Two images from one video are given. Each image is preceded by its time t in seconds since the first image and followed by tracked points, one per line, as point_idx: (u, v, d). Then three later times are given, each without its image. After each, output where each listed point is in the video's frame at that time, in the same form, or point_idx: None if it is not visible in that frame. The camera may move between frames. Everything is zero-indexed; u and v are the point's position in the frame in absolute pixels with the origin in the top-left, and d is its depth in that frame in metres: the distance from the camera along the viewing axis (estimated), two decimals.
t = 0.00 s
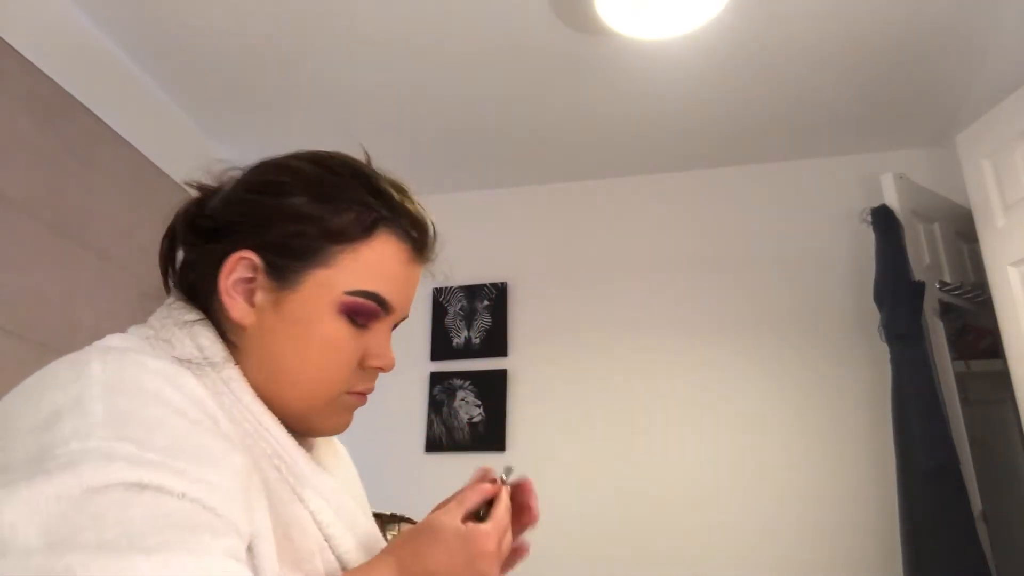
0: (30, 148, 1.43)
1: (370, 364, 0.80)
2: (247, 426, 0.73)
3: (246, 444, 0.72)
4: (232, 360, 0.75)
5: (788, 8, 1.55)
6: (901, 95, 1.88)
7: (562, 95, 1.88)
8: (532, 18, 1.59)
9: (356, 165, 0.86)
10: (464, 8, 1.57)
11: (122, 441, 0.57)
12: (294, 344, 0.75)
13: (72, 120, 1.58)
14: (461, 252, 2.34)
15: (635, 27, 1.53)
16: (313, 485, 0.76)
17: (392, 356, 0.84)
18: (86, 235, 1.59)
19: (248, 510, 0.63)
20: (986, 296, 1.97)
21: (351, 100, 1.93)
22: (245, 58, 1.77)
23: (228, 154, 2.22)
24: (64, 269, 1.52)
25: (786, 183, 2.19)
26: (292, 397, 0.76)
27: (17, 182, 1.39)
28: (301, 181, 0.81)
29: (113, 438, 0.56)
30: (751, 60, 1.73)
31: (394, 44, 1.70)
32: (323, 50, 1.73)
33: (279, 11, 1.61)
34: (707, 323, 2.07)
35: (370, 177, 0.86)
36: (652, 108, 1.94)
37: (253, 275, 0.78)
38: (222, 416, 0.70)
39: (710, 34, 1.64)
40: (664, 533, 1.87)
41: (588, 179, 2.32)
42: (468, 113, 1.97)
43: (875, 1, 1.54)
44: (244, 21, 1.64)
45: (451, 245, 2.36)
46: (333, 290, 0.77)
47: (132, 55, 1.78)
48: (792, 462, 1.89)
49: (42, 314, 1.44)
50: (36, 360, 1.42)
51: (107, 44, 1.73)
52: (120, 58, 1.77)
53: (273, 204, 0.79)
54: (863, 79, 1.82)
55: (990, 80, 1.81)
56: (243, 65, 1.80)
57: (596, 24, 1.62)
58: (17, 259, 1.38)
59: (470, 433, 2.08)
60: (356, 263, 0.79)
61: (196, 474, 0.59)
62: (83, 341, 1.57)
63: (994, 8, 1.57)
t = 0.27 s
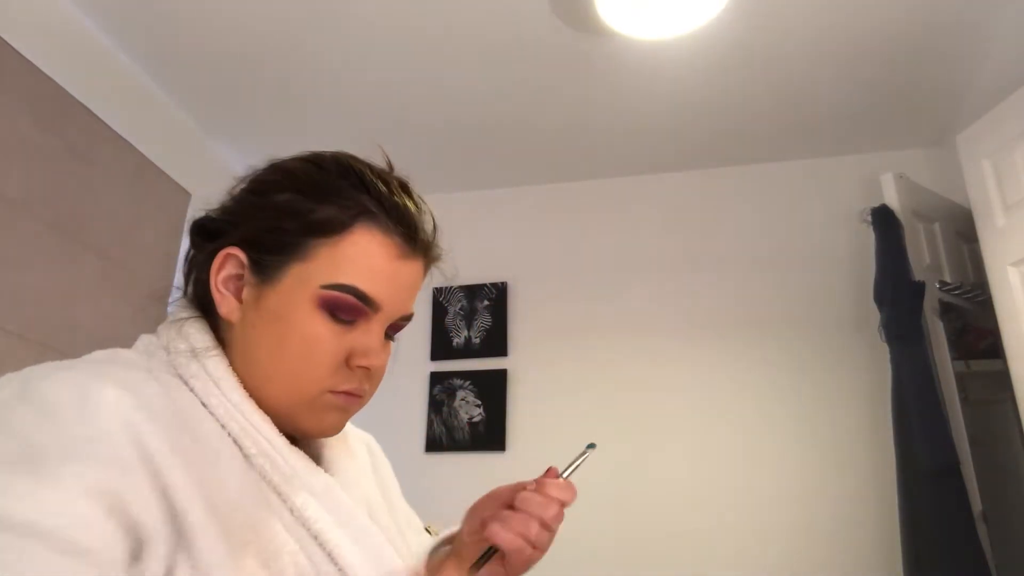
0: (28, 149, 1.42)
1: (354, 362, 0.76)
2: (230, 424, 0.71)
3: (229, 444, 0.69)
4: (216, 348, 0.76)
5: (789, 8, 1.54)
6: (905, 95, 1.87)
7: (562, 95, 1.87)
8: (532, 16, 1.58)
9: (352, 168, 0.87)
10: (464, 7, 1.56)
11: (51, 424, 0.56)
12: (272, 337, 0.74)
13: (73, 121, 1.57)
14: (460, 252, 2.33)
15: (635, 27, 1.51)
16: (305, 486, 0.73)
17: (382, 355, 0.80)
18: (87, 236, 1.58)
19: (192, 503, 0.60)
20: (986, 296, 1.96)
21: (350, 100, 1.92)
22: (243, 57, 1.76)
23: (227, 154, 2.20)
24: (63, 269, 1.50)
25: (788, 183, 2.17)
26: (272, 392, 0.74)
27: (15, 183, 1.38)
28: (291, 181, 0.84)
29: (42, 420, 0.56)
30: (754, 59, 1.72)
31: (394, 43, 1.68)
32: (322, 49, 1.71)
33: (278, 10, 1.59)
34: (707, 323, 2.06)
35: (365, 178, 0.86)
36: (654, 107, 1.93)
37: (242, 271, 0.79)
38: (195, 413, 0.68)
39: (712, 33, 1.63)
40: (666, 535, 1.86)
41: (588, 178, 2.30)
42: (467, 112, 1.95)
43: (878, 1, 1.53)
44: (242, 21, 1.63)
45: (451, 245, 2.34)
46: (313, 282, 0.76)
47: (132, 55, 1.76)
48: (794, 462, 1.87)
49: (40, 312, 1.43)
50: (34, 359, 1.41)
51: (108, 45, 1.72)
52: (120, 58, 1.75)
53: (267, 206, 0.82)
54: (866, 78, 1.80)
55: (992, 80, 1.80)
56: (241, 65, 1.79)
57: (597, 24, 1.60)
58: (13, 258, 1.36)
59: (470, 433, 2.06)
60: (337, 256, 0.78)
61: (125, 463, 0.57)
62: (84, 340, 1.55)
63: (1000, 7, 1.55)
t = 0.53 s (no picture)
0: (28, 149, 1.42)
1: (352, 354, 0.75)
2: (233, 424, 0.71)
3: (229, 446, 0.69)
4: (216, 344, 0.76)
5: (789, 9, 1.54)
6: (906, 96, 1.87)
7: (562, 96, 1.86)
8: (532, 17, 1.58)
9: (348, 164, 0.87)
10: (464, 7, 1.56)
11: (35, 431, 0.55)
12: (269, 330, 0.74)
13: (73, 121, 1.57)
14: (460, 252, 2.33)
15: (635, 27, 1.51)
16: (308, 487, 0.73)
17: (381, 347, 0.79)
18: (87, 236, 1.57)
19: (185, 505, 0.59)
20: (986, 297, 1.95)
21: (351, 101, 1.91)
22: (243, 57, 1.76)
23: (227, 155, 2.20)
24: (63, 269, 1.50)
25: (788, 184, 2.17)
26: (271, 386, 0.74)
27: (15, 183, 1.37)
28: (286, 178, 0.84)
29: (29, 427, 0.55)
30: (754, 60, 1.72)
31: (394, 43, 1.68)
32: (322, 49, 1.71)
33: (279, 10, 1.59)
34: (706, 325, 2.06)
35: (360, 173, 0.86)
36: (654, 108, 1.92)
37: (241, 268, 0.79)
38: (192, 416, 0.68)
39: (712, 34, 1.63)
40: (666, 536, 1.85)
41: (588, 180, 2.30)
42: (467, 113, 1.95)
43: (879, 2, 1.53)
44: (242, 22, 1.63)
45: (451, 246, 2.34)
46: (308, 275, 0.76)
47: (132, 55, 1.76)
48: (794, 464, 1.87)
49: (41, 313, 1.43)
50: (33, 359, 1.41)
51: (109, 46, 1.72)
52: (120, 58, 1.75)
53: (264, 204, 0.82)
54: (866, 79, 1.80)
55: (992, 81, 1.80)
56: (241, 65, 1.79)
57: (597, 24, 1.60)
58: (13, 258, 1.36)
59: (470, 434, 2.06)
60: (332, 249, 0.77)
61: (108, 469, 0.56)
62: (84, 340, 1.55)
63: (1000, 8, 1.55)
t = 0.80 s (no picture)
0: (29, 149, 1.42)
1: (353, 340, 0.76)
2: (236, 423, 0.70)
3: (233, 446, 0.69)
4: (217, 339, 0.76)
5: (789, 9, 1.54)
6: (905, 96, 1.87)
7: (562, 96, 1.87)
8: (532, 17, 1.58)
9: (337, 157, 0.88)
10: (464, 7, 1.56)
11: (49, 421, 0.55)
12: (270, 320, 0.74)
13: (73, 121, 1.57)
14: (460, 253, 2.33)
15: (634, 28, 1.52)
16: (310, 485, 0.73)
17: (381, 333, 0.80)
18: (87, 236, 1.57)
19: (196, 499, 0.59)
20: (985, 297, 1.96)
21: (351, 101, 1.92)
22: (243, 57, 1.76)
23: (227, 155, 2.20)
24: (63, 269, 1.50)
25: (788, 184, 2.17)
26: (273, 376, 0.74)
27: (15, 184, 1.37)
28: (279, 174, 0.84)
29: (39, 418, 0.55)
30: (753, 60, 1.72)
31: (394, 44, 1.68)
32: (322, 49, 1.71)
33: (279, 11, 1.59)
34: (706, 324, 2.06)
35: (351, 166, 0.87)
36: (654, 108, 1.93)
37: (238, 262, 0.79)
38: (197, 414, 0.68)
39: (711, 35, 1.63)
40: (666, 536, 1.85)
41: (588, 180, 2.30)
42: (468, 113, 1.95)
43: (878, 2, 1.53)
44: (242, 22, 1.63)
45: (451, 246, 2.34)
46: (307, 264, 0.76)
47: (133, 55, 1.76)
48: (794, 463, 1.87)
49: (42, 313, 1.44)
50: (32, 359, 1.40)
51: (109, 46, 1.72)
52: (120, 58, 1.75)
53: (258, 200, 0.82)
54: (866, 79, 1.80)
55: (992, 82, 1.80)
56: (241, 65, 1.79)
57: (596, 25, 1.60)
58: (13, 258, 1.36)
59: (470, 433, 2.06)
60: (329, 237, 0.78)
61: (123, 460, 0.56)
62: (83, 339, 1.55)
63: (1000, 8, 1.55)
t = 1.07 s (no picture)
0: (28, 149, 1.40)
1: (338, 327, 0.73)
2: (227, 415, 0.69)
3: (226, 435, 0.68)
4: (203, 330, 0.73)
5: (793, 9, 1.53)
6: (909, 95, 1.86)
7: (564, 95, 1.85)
8: (535, 16, 1.56)
9: (319, 148, 0.87)
10: (466, 7, 1.54)
11: (55, 398, 0.53)
12: (252, 308, 0.72)
13: (72, 121, 1.55)
14: (459, 252, 2.31)
15: (638, 27, 1.50)
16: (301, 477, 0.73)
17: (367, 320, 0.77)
18: (86, 236, 1.56)
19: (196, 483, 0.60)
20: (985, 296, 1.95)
21: (350, 100, 1.90)
22: (243, 57, 1.74)
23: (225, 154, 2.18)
24: (64, 268, 1.49)
25: (789, 183, 2.16)
26: (257, 364, 0.72)
27: (15, 184, 1.36)
28: (261, 165, 0.83)
29: (42, 396, 0.53)
30: (758, 60, 1.70)
31: (395, 43, 1.67)
32: (322, 49, 1.70)
33: (280, 11, 1.58)
34: (707, 325, 2.04)
35: (333, 156, 0.86)
36: (657, 108, 1.91)
37: (221, 254, 0.78)
38: (191, 402, 0.66)
39: (715, 35, 1.61)
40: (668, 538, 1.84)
41: (588, 179, 2.29)
42: (468, 112, 1.94)
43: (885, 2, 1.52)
44: (241, 21, 1.61)
45: (450, 245, 2.33)
46: (290, 252, 0.75)
47: (132, 54, 1.75)
48: (796, 464, 1.86)
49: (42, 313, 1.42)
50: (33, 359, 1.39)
51: (108, 45, 1.70)
52: (119, 57, 1.74)
53: (238, 191, 0.82)
54: (871, 78, 1.79)
55: (996, 81, 1.79)
56: (240, 65, 1.77)
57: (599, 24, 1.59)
58: (15, 258, 1.35)
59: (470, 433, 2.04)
60: (310, 223, 0.76)
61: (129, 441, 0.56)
62: (83, 340, 1.54)
63: (1006, 7, 1.54)
